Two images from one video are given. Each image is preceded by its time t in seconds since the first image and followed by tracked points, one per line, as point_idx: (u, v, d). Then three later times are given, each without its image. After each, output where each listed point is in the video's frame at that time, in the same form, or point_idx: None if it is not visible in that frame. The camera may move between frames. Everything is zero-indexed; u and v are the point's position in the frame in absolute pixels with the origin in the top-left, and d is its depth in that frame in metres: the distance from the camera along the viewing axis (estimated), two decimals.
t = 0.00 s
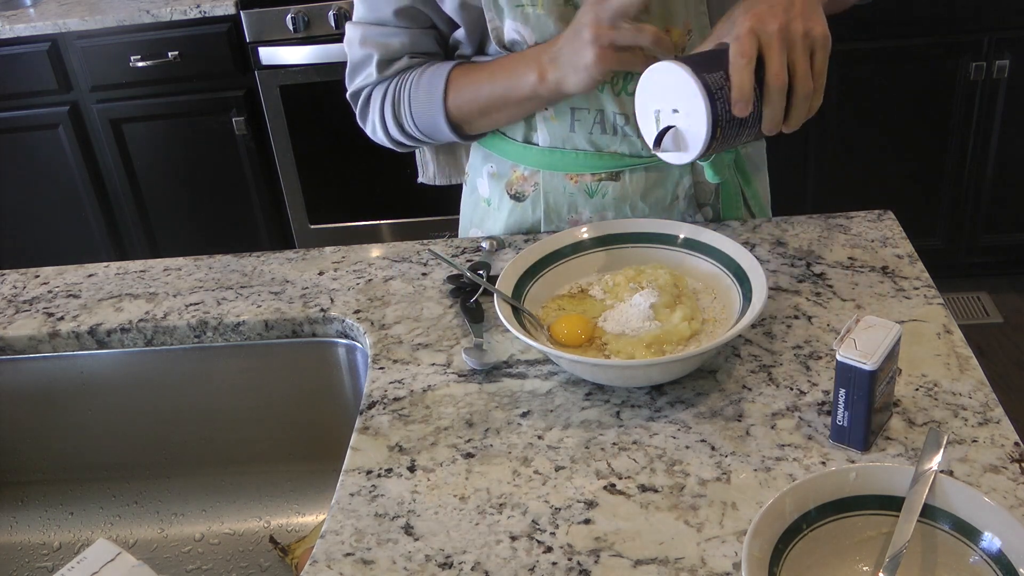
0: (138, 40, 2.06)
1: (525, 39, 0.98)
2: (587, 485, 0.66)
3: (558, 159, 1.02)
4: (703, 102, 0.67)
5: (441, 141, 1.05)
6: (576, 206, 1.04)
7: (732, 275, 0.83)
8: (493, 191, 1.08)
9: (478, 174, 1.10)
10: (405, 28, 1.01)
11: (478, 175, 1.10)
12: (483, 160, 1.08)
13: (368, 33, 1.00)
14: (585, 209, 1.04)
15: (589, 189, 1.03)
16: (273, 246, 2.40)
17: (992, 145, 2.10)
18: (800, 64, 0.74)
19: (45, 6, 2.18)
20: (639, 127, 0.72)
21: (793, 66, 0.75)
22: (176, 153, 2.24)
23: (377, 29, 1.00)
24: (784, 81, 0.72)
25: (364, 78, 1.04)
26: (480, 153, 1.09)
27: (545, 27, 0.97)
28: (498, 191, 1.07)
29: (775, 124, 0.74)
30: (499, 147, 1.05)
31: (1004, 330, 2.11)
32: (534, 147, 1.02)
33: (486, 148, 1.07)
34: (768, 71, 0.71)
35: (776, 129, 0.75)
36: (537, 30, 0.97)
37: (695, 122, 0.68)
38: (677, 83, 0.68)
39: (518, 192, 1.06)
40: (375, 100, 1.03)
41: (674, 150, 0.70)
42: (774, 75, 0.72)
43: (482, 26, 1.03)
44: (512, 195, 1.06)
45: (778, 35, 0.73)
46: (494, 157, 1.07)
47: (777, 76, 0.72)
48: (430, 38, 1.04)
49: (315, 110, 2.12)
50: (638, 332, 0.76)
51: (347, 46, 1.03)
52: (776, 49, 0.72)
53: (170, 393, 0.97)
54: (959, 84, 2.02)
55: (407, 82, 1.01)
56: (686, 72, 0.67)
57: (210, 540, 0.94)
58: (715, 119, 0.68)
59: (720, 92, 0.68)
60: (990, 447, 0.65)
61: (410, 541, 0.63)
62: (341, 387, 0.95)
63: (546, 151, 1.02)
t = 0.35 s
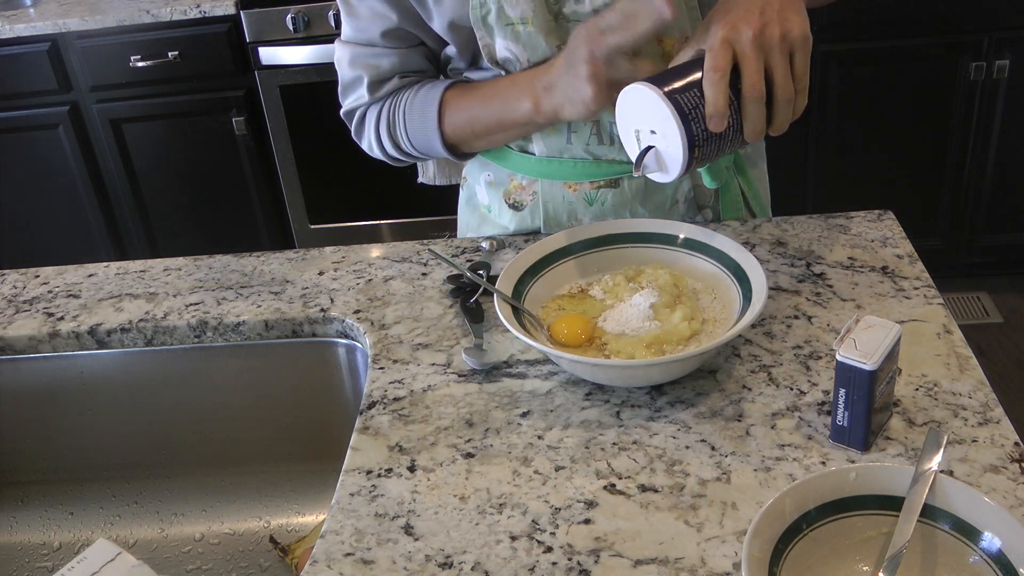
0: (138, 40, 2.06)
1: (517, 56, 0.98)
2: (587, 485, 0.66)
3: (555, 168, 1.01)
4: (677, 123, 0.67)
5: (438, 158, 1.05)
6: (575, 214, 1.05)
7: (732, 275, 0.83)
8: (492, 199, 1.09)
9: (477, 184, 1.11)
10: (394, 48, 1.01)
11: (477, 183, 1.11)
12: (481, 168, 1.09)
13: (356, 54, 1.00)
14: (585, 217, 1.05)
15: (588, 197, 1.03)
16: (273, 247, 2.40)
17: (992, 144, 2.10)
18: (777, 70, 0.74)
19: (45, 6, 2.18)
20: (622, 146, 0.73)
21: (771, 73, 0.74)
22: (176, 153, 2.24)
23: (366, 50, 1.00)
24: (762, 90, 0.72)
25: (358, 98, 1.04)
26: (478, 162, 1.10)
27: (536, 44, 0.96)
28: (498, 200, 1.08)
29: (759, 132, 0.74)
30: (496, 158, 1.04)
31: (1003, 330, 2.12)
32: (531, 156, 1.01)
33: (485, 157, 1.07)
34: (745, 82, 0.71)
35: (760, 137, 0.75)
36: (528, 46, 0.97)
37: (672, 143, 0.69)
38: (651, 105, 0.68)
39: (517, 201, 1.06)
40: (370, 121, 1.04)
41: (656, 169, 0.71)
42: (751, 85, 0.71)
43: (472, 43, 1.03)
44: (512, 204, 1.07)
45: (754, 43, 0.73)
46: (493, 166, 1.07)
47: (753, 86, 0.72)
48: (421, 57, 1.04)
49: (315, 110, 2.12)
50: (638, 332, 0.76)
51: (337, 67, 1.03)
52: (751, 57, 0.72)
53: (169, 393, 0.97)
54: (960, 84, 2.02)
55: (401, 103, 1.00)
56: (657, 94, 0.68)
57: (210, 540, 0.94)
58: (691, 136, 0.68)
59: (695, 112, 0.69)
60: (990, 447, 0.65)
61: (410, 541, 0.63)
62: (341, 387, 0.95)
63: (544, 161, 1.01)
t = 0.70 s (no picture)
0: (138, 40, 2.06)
1: (516, 61, 0.98)
2: (587, 485, 0.66)
3: (556, 172, 1.01)
4: (675, 133, 0.67)
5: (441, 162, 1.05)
6: (575, 217, 1.04)
7: (732, 275, 0.83)
8: (492, 201, 1.09)
9: (478, 185, 1.11)
10: (395, 51, 1.01)
11: (477, 184, 1.11)
12: (481, 170, 1.09)
13: (357, 57, 1.01)
14: (585, 220, 1.05)
15: (588, 200, 1.03)
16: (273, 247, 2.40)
17: (992, 144, 2.10)
18: (777, 67, 0.74)
19: (45, 6, 2.18)
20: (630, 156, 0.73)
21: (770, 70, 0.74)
22: (176, 153, 2.24)
23: (367, 53, 1.00)
24: (761, 87, 0.71)
25: (359, 102, 1.04)
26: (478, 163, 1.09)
27: (535, 48, 0.96)
28: (498, 202, 1.08)
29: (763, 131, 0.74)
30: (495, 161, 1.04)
31: (1003, 330, 2.11)
32: (531, 160, 1.02)
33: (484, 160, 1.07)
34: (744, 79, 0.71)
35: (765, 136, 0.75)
36: (527, 51, 0.97)
37: (674, 153, 0.68)
38: (650, 116, 0.68)
39: (517, 204, 1.06)
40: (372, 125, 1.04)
41: (663, 178, 0.71)
42: (750, 83, 0.71)
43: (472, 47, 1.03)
44: (512, 207, 1.06)
45: (751, 40, 0.72)
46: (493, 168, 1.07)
47: (752, 84, 0.71)
48: (422, 61, 1.03)
49: (315, 110, 2.12)
50: (638, 332, 0.76)
51: (339, 70, 1.04)
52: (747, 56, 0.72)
53: (169, 393, 0.97)
54: (959, 84, 2.02)
55: (404, 109, 1.00)
56: (654, 104, 0.68)
57: (210, 540, 0.94)
58: (693, 143, 0.68)
59: (693, 119, 0.68)
60: (990, 447, 0.65)
61: (410, 541, 0.63)
62: (341, 387, 0.95)
63: (544, 165, 1.01)
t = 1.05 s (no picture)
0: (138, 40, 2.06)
1: (516, 56, 0.98)
2: (587, 485, 0.66)
3: (556, 171, 1.01)
4: (676, 126, 0.67)
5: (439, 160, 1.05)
6: (575, 216, 1.04)
7: (732, 275, 0.83)
8: (492, 201, 1.09)
9: (478, 185, 1.11)
10: (394, 47, 1.01)
11: (477, 184, 1.11)
12: (481, 170, 1.09)
13: (356, 53, 1.00)
14: (585, 219, 1.04)
15: (588, 200, 1.03)
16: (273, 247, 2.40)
17: (992, 144, 2.10)
18: (777, 57, 0.74)
19: (45, 6, 2.18)
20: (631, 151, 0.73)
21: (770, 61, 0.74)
22: (176, 153, 2.24)
23: (365, 49, 1.00)
24: (760, 77, 0.72)
25: (359, 99, 1.04)
26: (478, 163, 1.10)
27: (535, 44, 0.96)
28: (498, 202, 1.08)
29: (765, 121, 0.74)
30: (495, 161, 1.04)
31: (1003, 330, 2.11)
32: (531, 160, 1.02)
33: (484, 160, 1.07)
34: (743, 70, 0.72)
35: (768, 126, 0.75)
36: (527, 46, 0.97)
37: (675, 145, 0.68)
38: (650, 109, 0.68)
39: (516, 203, 1.06)
40: (371, 122, 1.04)
41: (666, 172, 0.71)
42: (749, 73, 0.72)
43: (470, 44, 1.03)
44: (511, 207, 1.06)
45: (750, 30, 0.73)
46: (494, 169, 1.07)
47: (751, 73, 0.72)
48: (421, 58, 1.03)
49: (315, 110, 2.12)
50: (638, 332, 0.76)
51: (337, 66, 1.03)
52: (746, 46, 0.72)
53: (169, 393, 0.97)
54: (959, 84, 2.02)
55: (403, 106, 1.01)
56: (654, 97, 0.68)
57: (210, 540, 0.94)
58: (694, 138, 0.68)
59: (694, 111, 0.68)
60: (990, 447, 0.65)
61: (410, 541, 0.63)
62: (341, 387, 0.95)
63: (544, 164, 1.01)
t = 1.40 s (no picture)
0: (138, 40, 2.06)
1: (518, 54, 0.98)
2: (587, 485, 0.66)
3: (556, 170, 1.01)
4: (680, 120, 0.67)
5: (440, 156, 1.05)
6: (575, 216, 1.04)
7: (732, 275, 0.83)
8: (492, 201, 1.09)
9: (478, 185, 1.11)
10: (396, 44, 1.01)
11: (477, 184, 1.11)
12: (482, 169, 1.09)
13: (358, 50, 1.00)
14: (585, 219, 1.04)
15: (588, 199, 1.03)
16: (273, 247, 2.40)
17: (992, 145, 2.10)
18: (782, 54, 0.74)
19: (45, 6, 2.18)
20: (634, 148, 0.73)
21: (776, 59, 0.74)
22: (176, 153, 2.24)
23: (368, 46, 1.00)
24: (766, 73, 0.72)
25: (359, 95, 1.04)
26: (478, 162, 1.10)
27: (537, 41, 0.96)
28: (498, 202, 1.07)
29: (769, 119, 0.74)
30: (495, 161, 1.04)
31: (1003, 330, 2.12)
32: (531, 160, 1.02)
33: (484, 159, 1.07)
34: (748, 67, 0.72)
35: (772, 124, 0.74)
36: (529, 44, 0.97)
37: (678, 141, 0.68)
38: (654, 104, 0.68)
39: (517, 203, 1.05)
40: (372, 119, 1.04)
41: (667, 167, 0.71)
42: (755, 69, 0.72)
43: (471, 42, 1.03)
44: (511, 206, 1.06)
45: (755, 27, 0.73)
46: (494, 168, 1.07)
47: (757, 69, 0.72)
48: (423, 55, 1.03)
49: (315, 110, 2.12)
50: (638, 332, 0.76)
51: (340, 63, 1.04)
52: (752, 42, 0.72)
53: (169, 393, 0.97)
54: (960, 84, 2.02)
55: (403, 102, 1.00)
56: (658, 92, 0.68)
57: (210, 540, 0.94)
58: (698, 132, 0.68)
59: (698, 106, 0.69)
60: (990, 447, 0.65)
61: (410, 541, 0.63)
62: (341, 387, 0.95)
63: (544, 163, 1.01)
